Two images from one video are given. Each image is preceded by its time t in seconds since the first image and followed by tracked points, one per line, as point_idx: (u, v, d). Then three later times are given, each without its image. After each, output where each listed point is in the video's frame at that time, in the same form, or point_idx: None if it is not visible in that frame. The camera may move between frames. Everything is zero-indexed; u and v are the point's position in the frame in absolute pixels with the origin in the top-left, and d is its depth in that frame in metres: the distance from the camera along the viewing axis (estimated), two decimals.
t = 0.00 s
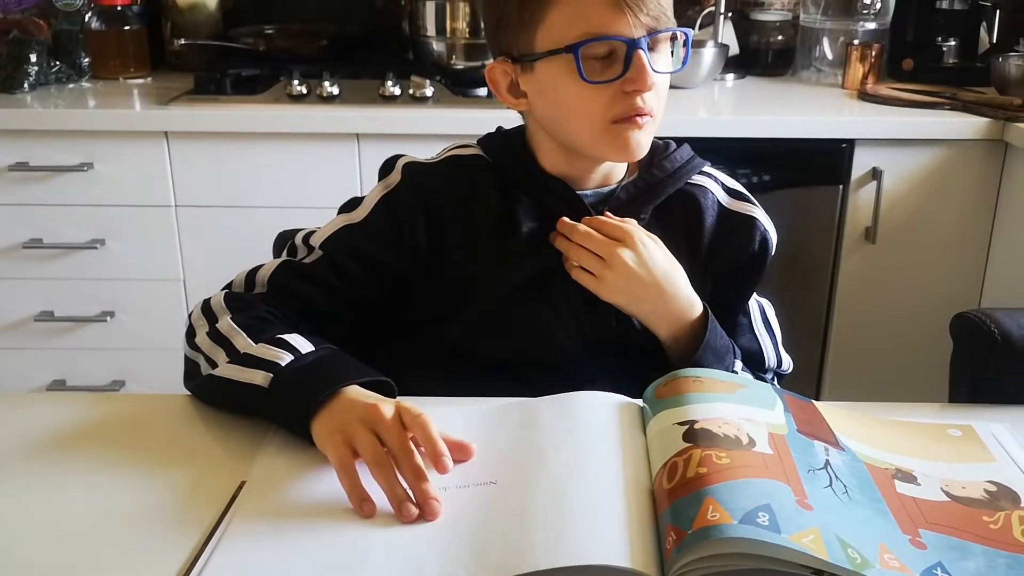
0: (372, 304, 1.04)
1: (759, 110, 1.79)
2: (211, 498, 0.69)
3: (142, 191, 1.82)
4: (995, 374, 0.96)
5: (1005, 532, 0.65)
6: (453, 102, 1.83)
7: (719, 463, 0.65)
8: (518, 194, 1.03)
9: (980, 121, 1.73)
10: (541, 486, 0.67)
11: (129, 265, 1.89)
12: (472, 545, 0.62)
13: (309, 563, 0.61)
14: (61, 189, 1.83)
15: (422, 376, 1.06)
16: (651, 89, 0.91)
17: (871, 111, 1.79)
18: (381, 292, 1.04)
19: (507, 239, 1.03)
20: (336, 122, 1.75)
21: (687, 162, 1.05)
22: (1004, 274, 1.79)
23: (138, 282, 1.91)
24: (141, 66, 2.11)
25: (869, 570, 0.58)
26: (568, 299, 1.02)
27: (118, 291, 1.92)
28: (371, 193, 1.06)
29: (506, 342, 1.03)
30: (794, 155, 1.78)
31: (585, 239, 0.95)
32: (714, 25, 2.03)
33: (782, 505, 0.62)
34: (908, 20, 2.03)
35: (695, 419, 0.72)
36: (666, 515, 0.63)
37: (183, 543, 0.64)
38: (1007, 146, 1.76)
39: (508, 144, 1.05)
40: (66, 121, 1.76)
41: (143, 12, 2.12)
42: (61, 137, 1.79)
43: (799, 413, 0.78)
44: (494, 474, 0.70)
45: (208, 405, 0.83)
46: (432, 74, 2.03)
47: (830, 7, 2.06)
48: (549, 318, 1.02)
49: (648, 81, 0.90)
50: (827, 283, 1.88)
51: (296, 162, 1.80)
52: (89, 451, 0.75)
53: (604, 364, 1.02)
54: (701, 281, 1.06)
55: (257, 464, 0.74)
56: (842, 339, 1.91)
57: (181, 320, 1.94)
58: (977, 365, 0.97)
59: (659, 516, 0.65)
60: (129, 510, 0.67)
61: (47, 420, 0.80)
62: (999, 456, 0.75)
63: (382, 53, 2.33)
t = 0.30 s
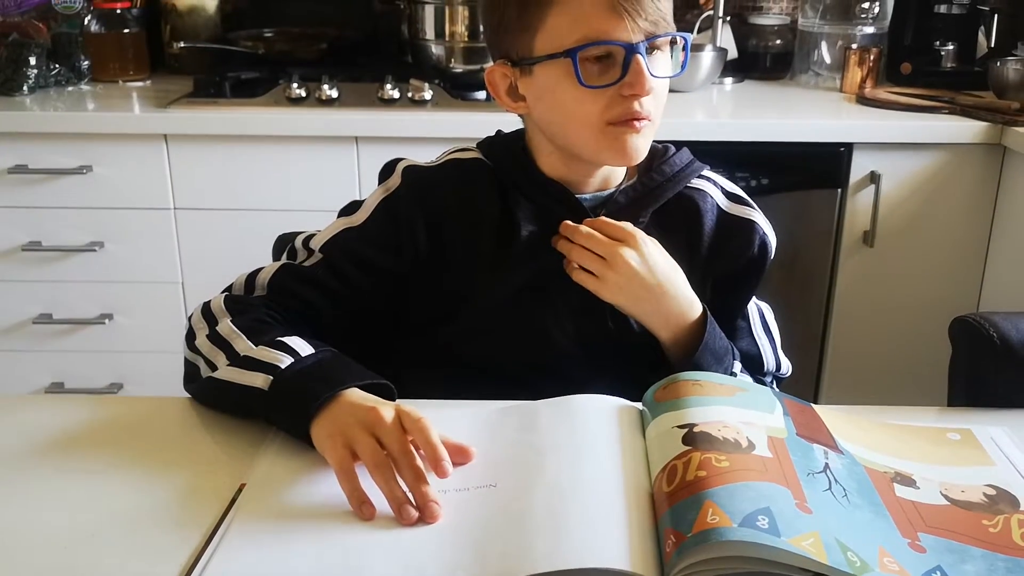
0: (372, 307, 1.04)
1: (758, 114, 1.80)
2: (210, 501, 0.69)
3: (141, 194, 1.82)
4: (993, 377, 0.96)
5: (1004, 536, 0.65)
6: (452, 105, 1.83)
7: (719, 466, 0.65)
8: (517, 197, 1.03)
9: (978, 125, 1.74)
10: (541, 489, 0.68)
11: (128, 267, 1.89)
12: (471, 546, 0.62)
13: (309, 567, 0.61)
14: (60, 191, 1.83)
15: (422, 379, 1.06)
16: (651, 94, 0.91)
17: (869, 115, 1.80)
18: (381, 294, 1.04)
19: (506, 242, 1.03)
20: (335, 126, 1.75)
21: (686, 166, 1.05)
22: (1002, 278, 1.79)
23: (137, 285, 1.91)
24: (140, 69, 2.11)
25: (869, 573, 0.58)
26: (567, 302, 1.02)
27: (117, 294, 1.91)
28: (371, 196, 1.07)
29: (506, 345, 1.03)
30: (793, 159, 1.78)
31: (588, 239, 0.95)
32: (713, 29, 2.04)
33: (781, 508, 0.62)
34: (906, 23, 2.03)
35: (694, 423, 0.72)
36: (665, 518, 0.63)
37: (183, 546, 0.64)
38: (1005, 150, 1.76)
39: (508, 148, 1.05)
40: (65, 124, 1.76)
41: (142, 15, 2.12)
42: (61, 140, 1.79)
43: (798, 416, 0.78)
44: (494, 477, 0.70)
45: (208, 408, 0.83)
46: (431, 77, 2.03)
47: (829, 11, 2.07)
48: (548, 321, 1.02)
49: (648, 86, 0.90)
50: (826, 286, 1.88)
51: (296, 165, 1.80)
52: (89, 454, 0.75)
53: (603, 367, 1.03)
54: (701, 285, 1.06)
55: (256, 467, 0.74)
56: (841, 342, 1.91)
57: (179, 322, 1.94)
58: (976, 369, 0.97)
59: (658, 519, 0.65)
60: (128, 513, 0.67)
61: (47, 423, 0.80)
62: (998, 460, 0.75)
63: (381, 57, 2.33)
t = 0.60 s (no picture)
0: (373, 308, 1.04)
1: (759, 116, 1.80)
2: (211, 502, 0.69)
3: (143, 196, 1.83)
4: (993, 379, 0.96)
5: (1005, 537, 0.65)
6: (453, 107, 1.83)
7: (719, 467, 0.66)
8: (519, 199, 1.03)
9: (980, 128, 1.74)
10: (541, 491, 0.68)
11: (130, 269, 1.89)
12: (471, 547, 0.62)
13: (309, 569, 0.61)
14: (62, 193, 1.83)
15: (422, 380, 1.07)
16: (575, 135, 0.90)
17: (870, 117, 1.80)
18: (384, 295, 1.05)
19: (508, 244, 1.03)
20: (337, 128, 1.75)
21: (687, 171, 1.05)
22: (1003, 281, 1.79)
23: (139, 287, 1.91)
24: (142, 72, 2.11)
25: (868, 574, 0.58)
26: (568, 304, 1.02)
27: (118, 295, 1.92)
28: (375, 196, 1.07)
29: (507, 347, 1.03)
30: (794, 161, 1.78)
31: (597, 243, 0.95)
32: (714, 31, 2.04)
33: (781, 509, 0.62)
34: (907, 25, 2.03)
35: (694, 424, 0.72)
36: (665, 520, 0.63)
37: (183, 547, 0.64)
38: (1006, 152, 1.76)
39: (510, 150, 1.05)
40: (67, 126, 1.76)
41: (144, 18, 2.13)
42: (63, 142, 1.79)
43: (799, 418, 0.78)
44: (494, 478, 0.70)
45: (208, 410, 0.83)
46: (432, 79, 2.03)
47: (830, 13, 2.08)
48: (548, 323, 1.02)
49: (567, 130, 0.89)
50: (826, 289, 1.88)
51: (297, 167, 1.80)
52: (90, 455, 0.76)
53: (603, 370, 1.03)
54: (702, 288, 1.07)
55: (257, 468, 0.74)
56: (841, 345, 1.91)
57: (181, 324, 1.94)
58: (976, 371, 0.97)
59: (658, 521, 0.65)
60: (128, 514, 0.67)
61: (47, 424, 0.81)
62: (998, 461, 0.75)
63: (383, 59, 2.34)
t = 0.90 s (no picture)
0: (371, 311, 1.04)
1: (757, 118, 1.80)
2: (209, 505, 0.69)
3: (141, 198, 1.82)
4: (991, 381, 0.96)
5: (1003, 540, 0.65)
6: (451, 109, 1.83)
7: (717, 469, 0.65)
8: (519, 202, 1.03)
9: (978, 130, 1.74)
10: (540, 493, 0.68)
11: (128, 271, 1.89)
12: (469, 550, 0.62)
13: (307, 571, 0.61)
14: (61, 195, 1.83)
15: (422, 383, 1.07)
16: (568, 147, 0.90)
17: (868, 119, 1.80)
18: (383, 299, 1.05)
19: (507, 247, 1.03)
20: (335, 130, 1.75)
21: (687, 173, 1.07)
22: (1001, 283, 1.79)
23: (137, 289, 1.91)
24: (141, 74, 2.11)
25: None
26: (567, 306, 1.03)
27: (117, 298, 1.92)
28: (372, 199, 1.07)
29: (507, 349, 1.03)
30: (793, 163, 1.78)
31: (618, 270, 0.93)
32: (713, 33, 2.04)
33: (779, 512, 0.62)
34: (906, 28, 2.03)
35: (693, 427, 0.72)
36: (663, 522, 0.63)
37: (181, 550, 0.64)
38: (1004, 154, 1.76)
39: (508, 152, 1.05)
40: (66, 127, 1.76)
41: (143, 20, 2.13)
42: (61, 144, 1.79)
43: (797, 420, 0.78)
44: (492, 481, 0.70)
45: (206, 412, 0.83)
46: (431, 81, 2.03)
47: (829, 15, 2.08)
48: (548, 325, 1.02)
49: (559, 142, 0.89)
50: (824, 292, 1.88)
51: (296, 169, 1.80)
52: (88, 457, 0.76)
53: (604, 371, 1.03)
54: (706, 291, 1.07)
55: (255, 470, 0.74)
56: (840, 347, 1.91)
57: (179, 326, 1.94)
58: (974, 373, 0.97)
59: (657, 523, 0.65)
60: (126, 517, 0.67)
61: (45, 426, 0.81)
62: (996, 463, 0.75)
63: (382, 61, 2.34)
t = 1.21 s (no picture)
0: (371, 311, 1.04)
1: (757, 120, 1.80)
2: (209, 506, 0.69)
3: (141, 200, 1.82)
4: (991, 383, 0.96)
5: (1003, 541, 0.65)
6: (451, 111, 1.83)
7: (717, 471, 0.65)
8: (519, 201, 1.04)
9: (978, 131, 1.74)
10: (541, 494, 0.67)
11: (128, 273, 1.89)
12: (470, 551, 0.62)
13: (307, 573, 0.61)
14: (60, 197, 1.83)
15: (422, 384, 1.06)
16: (588, 109, 0.93)
17: (868, 121, 1.80)
18: (382, 300, 1.05)
19: (507, 245, 1.03)
20: (335, 132, 1.75)
21: (688, 174, 1.08)
22: (1001, 285, 1.79)
23: (137, 291, 1.91)
24: (140, 76, 2.11)
25: None
26: (568, 304, 1.02)
27: (116, 299, 1.91)
28: (372, 200, 1.07)
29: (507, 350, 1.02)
30: (792, 165, 1.78)
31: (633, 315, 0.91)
32: (713, 35, 2.04)
33: (780, 513, 0.61)
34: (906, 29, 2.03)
35: (693, 428, 0.72)
36: (664, 524, 0.63)
37: (182, 551, 0.64)
38: (1004, 156, 1.76)
39: (509, 152, 1.06)
40: (66, 129, 1.76)
41: (143, 22, 2.13)
42: (61, 146, 1.79)
43: (797, 421, 0.78)
44: (493, 483, 0.70)
45: (207, 414, 0.83)
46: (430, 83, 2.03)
47: (828, 17, 2.08)
48: (549, 323, 1.02)
49: (580, 103, 0.92)
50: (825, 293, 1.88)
51: (295, 170, 1.80)
52: (88, 459, 0.75)
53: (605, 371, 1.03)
54: (707, 294, 1.07)
55: (255, 472, 0.74)
56: (840, 349, 1.91)
57: (178, 328, 1.94)
58: (974, 374, 0.97)
59: (657, 525, 0.64)
60: (126, 518, 0.67)
61: (45, 428, 0.80)
62: (997, 465, 0.75)
63: (382, 64, 2.34)
